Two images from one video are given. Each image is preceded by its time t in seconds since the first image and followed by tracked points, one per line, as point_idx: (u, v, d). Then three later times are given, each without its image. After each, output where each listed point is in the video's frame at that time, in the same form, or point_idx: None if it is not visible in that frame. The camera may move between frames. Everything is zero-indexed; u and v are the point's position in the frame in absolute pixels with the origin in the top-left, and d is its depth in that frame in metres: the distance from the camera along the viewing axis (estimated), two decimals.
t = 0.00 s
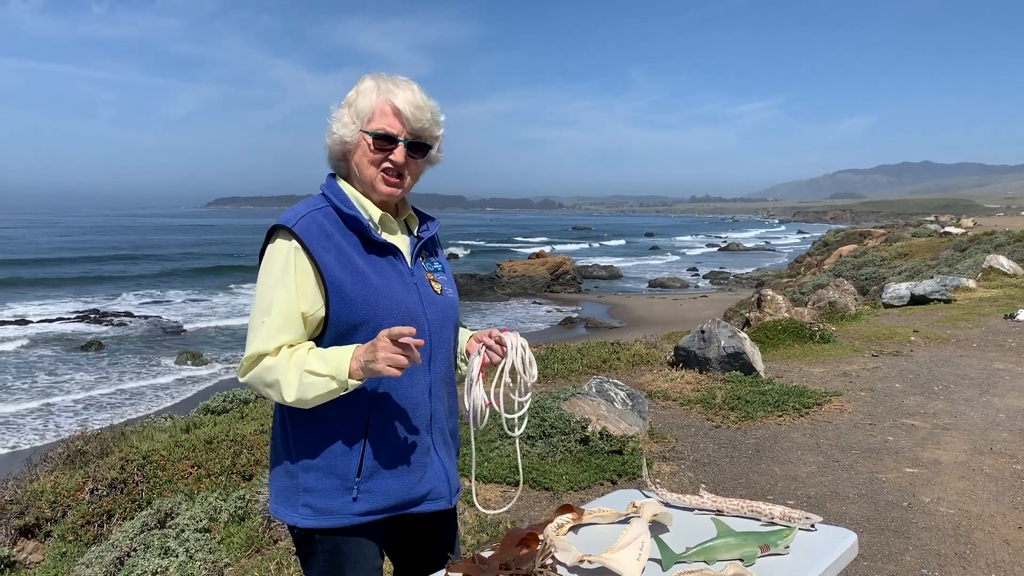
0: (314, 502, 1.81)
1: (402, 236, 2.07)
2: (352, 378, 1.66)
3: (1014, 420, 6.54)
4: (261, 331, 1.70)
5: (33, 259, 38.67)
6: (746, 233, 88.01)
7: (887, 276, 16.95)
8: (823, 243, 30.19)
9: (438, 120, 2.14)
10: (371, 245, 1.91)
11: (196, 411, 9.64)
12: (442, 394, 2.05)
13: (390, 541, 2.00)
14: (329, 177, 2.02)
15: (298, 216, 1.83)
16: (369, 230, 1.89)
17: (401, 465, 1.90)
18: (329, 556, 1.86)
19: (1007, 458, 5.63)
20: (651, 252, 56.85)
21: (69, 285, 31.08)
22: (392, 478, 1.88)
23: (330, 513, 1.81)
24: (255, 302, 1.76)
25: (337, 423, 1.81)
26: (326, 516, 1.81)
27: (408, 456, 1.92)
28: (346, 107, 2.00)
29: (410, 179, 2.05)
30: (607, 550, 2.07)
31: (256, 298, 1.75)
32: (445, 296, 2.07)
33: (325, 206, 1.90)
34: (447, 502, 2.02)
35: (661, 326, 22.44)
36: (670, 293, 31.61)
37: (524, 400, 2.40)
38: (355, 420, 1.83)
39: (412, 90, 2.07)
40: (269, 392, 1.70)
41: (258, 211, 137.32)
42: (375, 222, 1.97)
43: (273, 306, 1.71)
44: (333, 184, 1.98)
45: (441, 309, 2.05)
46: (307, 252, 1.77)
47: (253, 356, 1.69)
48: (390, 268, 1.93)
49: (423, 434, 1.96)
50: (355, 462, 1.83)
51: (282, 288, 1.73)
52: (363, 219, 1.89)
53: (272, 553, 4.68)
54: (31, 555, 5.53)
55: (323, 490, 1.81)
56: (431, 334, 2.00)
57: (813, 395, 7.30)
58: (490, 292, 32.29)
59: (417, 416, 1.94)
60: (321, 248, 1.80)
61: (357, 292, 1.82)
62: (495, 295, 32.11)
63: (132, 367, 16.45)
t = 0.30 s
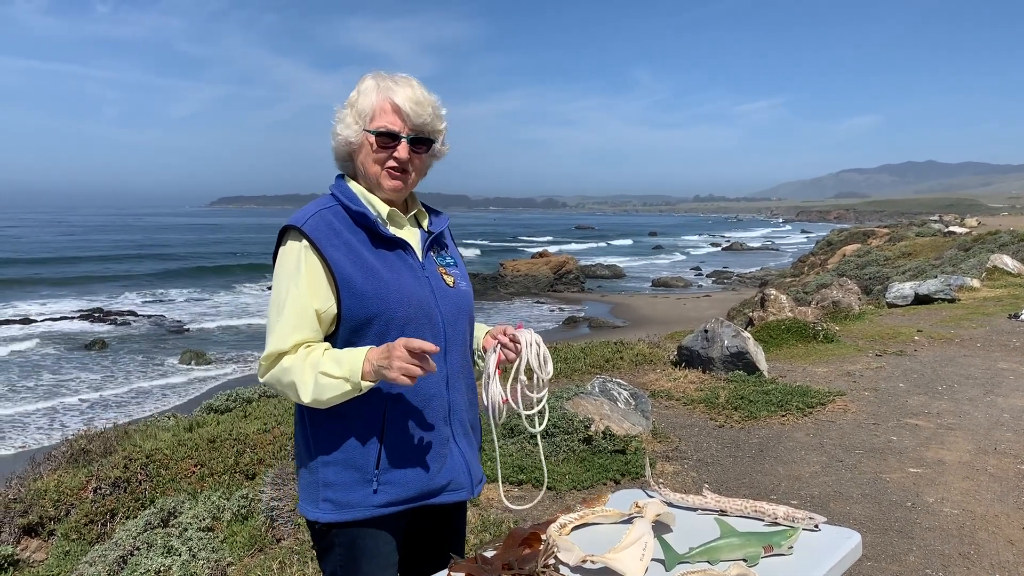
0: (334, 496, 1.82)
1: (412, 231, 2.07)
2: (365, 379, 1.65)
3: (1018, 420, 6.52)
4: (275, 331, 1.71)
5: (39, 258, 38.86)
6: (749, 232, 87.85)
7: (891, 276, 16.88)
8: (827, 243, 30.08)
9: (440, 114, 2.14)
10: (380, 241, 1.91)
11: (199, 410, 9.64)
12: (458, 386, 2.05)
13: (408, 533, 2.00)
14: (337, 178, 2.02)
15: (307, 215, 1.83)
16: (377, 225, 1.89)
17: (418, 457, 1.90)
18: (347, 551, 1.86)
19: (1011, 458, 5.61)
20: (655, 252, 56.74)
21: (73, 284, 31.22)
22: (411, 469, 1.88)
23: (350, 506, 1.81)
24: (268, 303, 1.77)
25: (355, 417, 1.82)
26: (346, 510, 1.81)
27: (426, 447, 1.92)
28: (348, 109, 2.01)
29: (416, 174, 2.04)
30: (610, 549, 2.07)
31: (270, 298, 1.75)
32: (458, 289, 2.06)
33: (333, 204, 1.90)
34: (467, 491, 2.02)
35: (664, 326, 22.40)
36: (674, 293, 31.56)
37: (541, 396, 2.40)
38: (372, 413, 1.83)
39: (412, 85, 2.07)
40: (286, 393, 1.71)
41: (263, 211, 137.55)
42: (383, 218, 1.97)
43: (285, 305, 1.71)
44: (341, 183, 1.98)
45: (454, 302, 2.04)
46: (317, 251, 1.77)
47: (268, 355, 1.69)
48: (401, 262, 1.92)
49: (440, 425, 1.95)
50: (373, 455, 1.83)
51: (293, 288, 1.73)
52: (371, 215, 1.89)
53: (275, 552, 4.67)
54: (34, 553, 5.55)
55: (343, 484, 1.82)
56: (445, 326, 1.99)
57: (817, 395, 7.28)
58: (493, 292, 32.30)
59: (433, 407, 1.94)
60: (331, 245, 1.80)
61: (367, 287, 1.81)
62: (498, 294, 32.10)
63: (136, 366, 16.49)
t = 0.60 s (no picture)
0: (347, 496, 1.82)
1: (419, 231, 2.07)
2: (359, 374, 1.64)
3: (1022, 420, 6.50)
4: (282, 332, 1.72)
5: (42, 258, 38.99)
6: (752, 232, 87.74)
7: (894, 276, 16.86)
8: (829, 243, 30.03)
9: (445, 114, 2.14)
10: (387, 242, 1.91)
11: (201, 410, 9.66)
12: (468, 384, 2.05)
13: (420, 531, 1.99)
14: (343, 180, 2.02)
15: (315, 218, 1.84)
16: (384, 226, 1.89)
17: (429, 455, 1.90)
18: (359, 550, 1.87)
19: (1014, 459, 5.59)
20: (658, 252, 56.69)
21: (76, 284, 31.31)
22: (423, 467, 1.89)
23: (364, 506, 1.82)
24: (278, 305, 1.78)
25: (366, 416, 1.83)
26: (361, 509, 1.82)
27: (438, 444, 1.92)
28: (354, 110, 2.00)
29: (423, 174, 2.04)
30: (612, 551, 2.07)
31: (279, 301, 1.76)
32: (466, 287, 2.06)
33: (340, 206, 1.91)
34: (480, 488, 2.02)
35: (667, 326, 22.39)
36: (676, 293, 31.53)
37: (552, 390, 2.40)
38: (382, 411, 1.84)
39: (417, 87, 2.07)
40: (291, 395, 1.71)
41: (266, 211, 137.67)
42: (389, 219, 1.97)
43: (293, 307, 1.72)
44: (348, 185, 1.98)
45: (462, 300, 2.04)
46: (325, 253, 1.77)
47: (274, 355, 1.70)
48: (409, 262, 1.92)
49: (451, 422, 1.96)
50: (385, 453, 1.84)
51: (301, 291, 1.74)
52: (377, 215, 1.89)
53: (277, 552, 4.67)
54: (37, 553, 5.57)
55: (356, 483, 1.82)
56: (454, 325, 1.99)
57: (820, 395, 7.27)
58: (495, 292, 32.32)
59: (444, 405, 1.94)
60: (338, 248, 1.80)
61: (376, 287, 1.81)
62: (500, 294, 32.11)
63: (139, 366, 16.54)
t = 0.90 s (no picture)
0: (355, 494, 1.83)
1: (423, 231, 2.07)
2: (348, 366, 1.62)
3: None
4: (284, 329, 1.72)
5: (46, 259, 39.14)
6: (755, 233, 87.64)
7: (897, 276, 16.83)
8: (832, 243, 29.98)
9: (452, 118, 2.14)
10: (392, 242, 1.91)
11: (204, 410, 9.67)
12: (474, 381, 2.04)
13: (428, 528, 2.00)
14: (349, 182, 2.03)
15: (319, 218, 1.84)
16: (388, 226, 1.89)
17: (436, 453, 1.90)
18: (365, 548, 1.87)
19: (1017, 460, 5.58)
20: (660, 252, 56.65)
21: (80, 284, 31.42)
22: (431, 465, 1.89)
23: (371, 505, 1.83)
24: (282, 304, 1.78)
25: (372, 415, 1.84)
26: (369, 507, 1.83)
27: (445, 442, 1.92)
28: (361, 113, 2.00)
29: (428, 179, 2.05)
30: (614, 551, 2.06)
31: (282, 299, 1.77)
32: (470, 287, 2.05)
33: (344, 207, 1.91)
34: (487, 486, 2.02)
35: (669, 326, 22.39)
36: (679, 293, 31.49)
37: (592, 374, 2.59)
38: (387, 410, 1.85)
39: (424, 90, 2.07)
40: (289, 390, 1.71)
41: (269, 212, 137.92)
42: (394, 220, 1.97)
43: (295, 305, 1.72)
44: (353, 187, 1.98)
45: (467, 300, 2.03)
46: (330, 253, 1.78)
47: (274, 353, 1.71)
48: (413, 262, 1.91)
49: (458, 420, 1.96)
50: (391, 452, 1.85)
51: (303, 289, 1.74)
52: (381, 216, 1.89)
53: (279, 552, 4.66)
54: (39, 553, 5.58)
55: (362, 483, 1.83)
56: (459, 324, 1.98)
57: (822, 396, 7.26)
58: (498, 293, 32.33)
59: (450, 403, 1.94)
60: (343, 248, 1.81)
61: (379, 287, 1.81)
62: (503, 294, 32.09)
63: (142, 367, 16.59)
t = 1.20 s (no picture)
0: (352, 491, 1.84)
1: (432, 231, 2.06)
2: (355, 365, 1.63)
3: None
4: (292, 324, 1.72)
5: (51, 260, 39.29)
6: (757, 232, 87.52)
7: (900, 275, 16.78)
8: (835, 242, 29.91)
9: (457, 111, 2.14)
10: (402, 241, 1.91)
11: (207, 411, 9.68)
12: (476, 385, 2.04)
13: (424, 526, 2.00)
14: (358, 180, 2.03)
15: (330, 214, 1.84)
16: (399, 225, 1.89)
17: (436, 455, 1.90)
18: (362, 546, 1.88)
19: (1021, 459, 5.56)
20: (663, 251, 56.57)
21: (83, 285, 31.54)
22: (429, 466, 1.89)
23: (367, 502, 1.84)
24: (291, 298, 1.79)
25: (374, 413, 1.84)
26: (366, 505, 1.83)
27: (444, 444, 1.92)
28: (367, 111, 2.00)
29: (437, 172, 2.05)
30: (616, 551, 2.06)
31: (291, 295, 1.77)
32: (477, 289, 2.05)
33: (355, 203, 1.91)
34: (483, 489, 2.02)
35: (672, 326, 22.35)
36: (682, 293, 31.45)
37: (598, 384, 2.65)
38: (388, 409, 1.85)
39: (428, 84, 2.07)
40: (297, 387, 1.71)
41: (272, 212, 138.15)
42: (404, 218, 1.97)
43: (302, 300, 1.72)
44: (363, 183, 1.98)
45: (473, 302, 2.03)
46: (338, 249, 1.78)
47: (281, 348, 1.71)
48: (421, 262, 1.91)
49: (458, 423, 1.95)
50: (390, 451, 1.85)
51: (312, 285, 1.75)
52: (391, 214, 1.89)
53: (281, 552, 4.66)
54: (43, 553, 5.60)
55: (360, 480, 1.84)
56: (464, 326, 1.97)
57: (825, 395, 7.24)
58: (500, 293, 32.32)
59: (451, 406, 1.93)
60: (352, 245, 1.81)
61: (387, 285, 1.81)
62: (505, 295, 32.07)
63: (145, 367, 16.65)
